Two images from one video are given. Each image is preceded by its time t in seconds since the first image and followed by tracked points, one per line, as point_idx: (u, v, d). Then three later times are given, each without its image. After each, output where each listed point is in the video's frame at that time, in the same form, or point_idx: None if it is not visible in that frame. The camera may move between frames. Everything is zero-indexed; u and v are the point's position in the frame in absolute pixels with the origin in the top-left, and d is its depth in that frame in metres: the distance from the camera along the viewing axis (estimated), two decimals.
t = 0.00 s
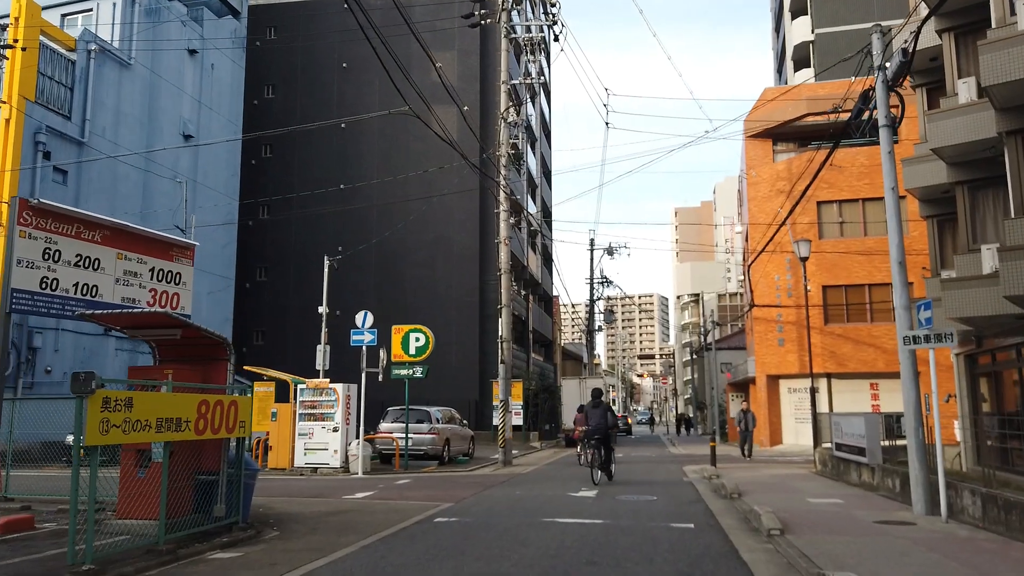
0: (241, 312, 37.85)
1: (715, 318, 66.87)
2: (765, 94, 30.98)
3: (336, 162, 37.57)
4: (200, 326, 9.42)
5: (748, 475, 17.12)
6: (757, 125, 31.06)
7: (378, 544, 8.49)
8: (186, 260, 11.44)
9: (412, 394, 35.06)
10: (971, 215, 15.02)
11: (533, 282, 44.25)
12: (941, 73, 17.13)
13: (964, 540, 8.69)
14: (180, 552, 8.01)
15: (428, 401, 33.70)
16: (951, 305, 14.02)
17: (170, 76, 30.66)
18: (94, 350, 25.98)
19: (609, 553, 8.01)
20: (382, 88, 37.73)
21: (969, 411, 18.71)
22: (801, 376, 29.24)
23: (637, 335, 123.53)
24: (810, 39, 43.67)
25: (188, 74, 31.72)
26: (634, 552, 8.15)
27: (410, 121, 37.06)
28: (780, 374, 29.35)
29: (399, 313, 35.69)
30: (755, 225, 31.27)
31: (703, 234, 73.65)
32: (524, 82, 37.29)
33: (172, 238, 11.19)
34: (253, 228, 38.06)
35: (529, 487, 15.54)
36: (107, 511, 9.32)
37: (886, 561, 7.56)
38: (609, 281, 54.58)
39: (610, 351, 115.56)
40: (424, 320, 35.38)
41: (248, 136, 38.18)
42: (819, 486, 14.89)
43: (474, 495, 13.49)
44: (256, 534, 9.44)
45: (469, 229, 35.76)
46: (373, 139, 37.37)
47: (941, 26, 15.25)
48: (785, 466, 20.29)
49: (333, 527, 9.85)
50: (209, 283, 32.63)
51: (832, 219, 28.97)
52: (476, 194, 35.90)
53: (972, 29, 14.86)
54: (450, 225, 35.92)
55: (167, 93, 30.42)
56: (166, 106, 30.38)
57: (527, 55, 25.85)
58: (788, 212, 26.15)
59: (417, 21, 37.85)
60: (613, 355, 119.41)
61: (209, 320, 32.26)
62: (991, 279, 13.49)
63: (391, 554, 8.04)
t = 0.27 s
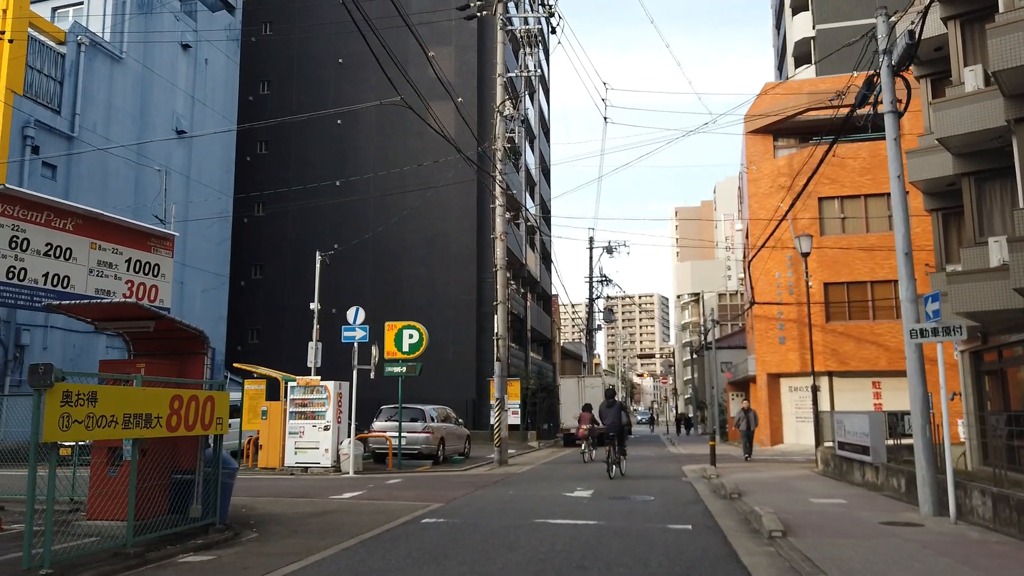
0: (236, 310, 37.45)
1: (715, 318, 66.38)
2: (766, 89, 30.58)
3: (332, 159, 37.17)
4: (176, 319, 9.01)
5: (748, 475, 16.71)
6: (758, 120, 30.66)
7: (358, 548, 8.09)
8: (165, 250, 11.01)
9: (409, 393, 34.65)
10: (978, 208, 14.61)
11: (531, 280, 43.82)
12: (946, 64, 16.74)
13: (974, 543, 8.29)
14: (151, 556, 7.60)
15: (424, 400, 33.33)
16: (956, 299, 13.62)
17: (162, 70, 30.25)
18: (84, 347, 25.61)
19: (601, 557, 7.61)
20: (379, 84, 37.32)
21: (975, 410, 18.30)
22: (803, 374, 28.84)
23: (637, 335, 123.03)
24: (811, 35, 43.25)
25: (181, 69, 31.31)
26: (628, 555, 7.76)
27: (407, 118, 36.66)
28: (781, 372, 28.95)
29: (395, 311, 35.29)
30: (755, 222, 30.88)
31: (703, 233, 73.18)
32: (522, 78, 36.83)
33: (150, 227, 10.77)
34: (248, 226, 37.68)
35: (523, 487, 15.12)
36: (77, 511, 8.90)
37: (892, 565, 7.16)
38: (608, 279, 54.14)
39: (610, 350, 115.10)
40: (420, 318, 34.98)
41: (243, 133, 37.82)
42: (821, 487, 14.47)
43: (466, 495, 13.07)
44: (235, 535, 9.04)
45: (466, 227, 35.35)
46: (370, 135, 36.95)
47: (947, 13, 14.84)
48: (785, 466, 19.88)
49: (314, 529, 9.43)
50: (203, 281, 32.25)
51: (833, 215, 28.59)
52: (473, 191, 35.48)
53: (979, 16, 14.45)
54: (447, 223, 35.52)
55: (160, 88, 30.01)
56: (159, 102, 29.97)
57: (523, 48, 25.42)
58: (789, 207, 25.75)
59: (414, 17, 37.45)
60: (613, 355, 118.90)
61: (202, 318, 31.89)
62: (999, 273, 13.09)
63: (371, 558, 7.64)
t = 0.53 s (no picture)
0: (226, 308, 37.00)
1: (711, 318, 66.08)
2: (762, 85, 30.26)
3: (323, 156, 36.75)
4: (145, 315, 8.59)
5: (743, 477, 16.36)
6: (753, 117, 30.36)
7: (333, 555, 7.69)
8: (140, 245, 10.56)
9: (401, 393, 34.26)
10: (978, 204, 14.28)
11: (525, 279, 43.45)
12: (945, 57, 16.44)
13: (978, 549, 7.93)
14: (112, 565, 7.19)
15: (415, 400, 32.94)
16: (955, 296, 13.29)
17: (150, 65, 29.77)
18: (69, 346, 25.18)
19: (588, 565, 7.23)
20: (371, 80, 36.89)
21: (973, 410, 18.00)
22: (798, 374, 28.53)
23: (632, 335, 122.77)
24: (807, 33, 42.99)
25: (170, 63, 30.85)
26: (616, 563, 7.37)
27: (399, 114, 36.25)
28: (776, 372, 28.65)
29: (387, 310, 34.88)
30: (750, 220, 30.56)
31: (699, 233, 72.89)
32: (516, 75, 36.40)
33: (124, 221, 10.32)
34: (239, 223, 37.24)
35: (512, 489, 14.73)
36: (37, 518, 8.46)
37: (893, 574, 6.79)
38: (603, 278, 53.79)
39: (605, 350, 114.81)
40: (412, 317, 34.58)
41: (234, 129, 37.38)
42: (817, 489, 14.12)
43: (453, 498, 12.69)
44: (206, 541, 8.63)
45: (459, 224, 34.95)
46: (362, 132, 36.52)
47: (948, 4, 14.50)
48: (781, 467, 19.53)
49: (290, 535, 9.03)
50: (191, 279, 31.81)
51: (830, 212, 28.28)
52: (466, 188, 35.08)
53: (980, 7, 14.11)
54: (440, 221, 35.12)
55: (147, 82, 29.54)
56: (147, 96, 29.50)
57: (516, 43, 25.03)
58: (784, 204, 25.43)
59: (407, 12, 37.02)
60: (608, 355, 118.61)
61: (191, 316, 31.45)
62: (1000, 269, 12.78)
63: (346, 566, 7.24)
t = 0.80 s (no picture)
0: (215, 307, 36.50)
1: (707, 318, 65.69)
2: (757, 81, 29.91)
3: (314, 153, 36.27)
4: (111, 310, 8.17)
5: (739, 478, 15.95)
6: (749, 114, 30.01)
7: (305, 563, 7.25)
8: (109, 238, 10.13)
9: (392, 392, 33.81)
10: (980, 198, 13.92)
11: (519, 277, 43.04)
12: (945, 49, 16.07)
13: (987, 557, 7.53)
14: None
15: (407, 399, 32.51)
16: (956, 293, 12.92)
17: (137, 59, 29.27)
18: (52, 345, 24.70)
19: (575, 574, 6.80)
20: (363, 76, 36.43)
21: (973, 410, 17.65)
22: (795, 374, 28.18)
23: (628, 335, 122.36)
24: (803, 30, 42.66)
25: (157, 58, 30.33)
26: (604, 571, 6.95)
27: (391, 110, 35.80)
28: (772, 372, 28.30)
29: (378, 309, 34.42)
30: (746, 217, 30.20)
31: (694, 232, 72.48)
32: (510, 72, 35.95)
33: (92, 212, 9.90)
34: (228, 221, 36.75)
35: (502, 492, 14.28)
36: None
37: None
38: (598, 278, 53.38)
39: (601, 350, 114.38)
40: (404, 315, 34.13)
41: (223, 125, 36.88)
42: (816, 491, 13.71)
43: (439, 501, 12.25)
44: (176, 549, 8.19)
45: (452, 222, 34.50)
46: (353, 128, 36.05)
47: None
48: (778, 469, 19.12)
49: (264, 542, 8.58)
50: (180, 277, 31.33)
51: (826, 209, 27.94)
52: (459, 186, 34.64)
53: None
54: (432, 218, 34.68)
55: (133, 76, 29.01)
56: (133, 91, 28.99)
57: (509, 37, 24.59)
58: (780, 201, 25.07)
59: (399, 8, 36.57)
60: (604, 355, 118.15)
61: (179, 315, 30.97)
62: (1004, 265, 12.43)
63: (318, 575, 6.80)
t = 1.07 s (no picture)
0: (210, 305, 36.11)
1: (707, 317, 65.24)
2: (758, 76, 29.53)
3: (311, 149, 35.87)
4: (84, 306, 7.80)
5: (741, 480, 15.53)
6: (750, 110, 29.64)
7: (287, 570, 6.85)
8: (87, 230, 9.78)
9: (390, 391, 33.42)
10: (991, 191, 13.50)
11: (518, 276, 42.63)
12: (954, 39, 15.66)
13: (1006, 563, 7.13)
14: None
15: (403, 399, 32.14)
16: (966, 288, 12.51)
17: (129, 53, 28.86)
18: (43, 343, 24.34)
19: None
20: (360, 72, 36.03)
21: (982, 409, 17.22)
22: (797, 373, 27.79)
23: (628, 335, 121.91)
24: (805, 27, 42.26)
25: (150, 53, 29.93)
26: None
27: (388, 107, 35.40)
28: (774, 371, 27.91)
29: (375, 307, 34.01)
30: (748, 214, 29.79)
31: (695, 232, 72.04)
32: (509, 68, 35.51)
33: (68, 203, 9.55)
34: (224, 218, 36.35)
35: (498, 493, 13.87)
36: None
37: None
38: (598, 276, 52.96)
39: (601, 350, 113.94)
40: (401, 314, 33.73)
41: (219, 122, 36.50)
42: (822, 493, 13.28)
43: (432, 504, 11.85)
44: (152, 555, 7.78)
45: (450, 219, 34.09)
46: (350, 124, 35.67)
47: None
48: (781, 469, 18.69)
49: (245, 547, 8.18)
50: (174, 274, 30.95)
51: (829, 206, 27.53)
52: (457, 183, 34.23)
53: None
54: (430, 216, 34.27)
55: (126, 71, 28.62)
56: (126, 86, 28.60)
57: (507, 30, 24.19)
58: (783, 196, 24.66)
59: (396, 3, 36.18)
60: (604, 355, 117.71)
61: (172, 312, 30.59)
62: (1017, 260, 12.03)
63: None
